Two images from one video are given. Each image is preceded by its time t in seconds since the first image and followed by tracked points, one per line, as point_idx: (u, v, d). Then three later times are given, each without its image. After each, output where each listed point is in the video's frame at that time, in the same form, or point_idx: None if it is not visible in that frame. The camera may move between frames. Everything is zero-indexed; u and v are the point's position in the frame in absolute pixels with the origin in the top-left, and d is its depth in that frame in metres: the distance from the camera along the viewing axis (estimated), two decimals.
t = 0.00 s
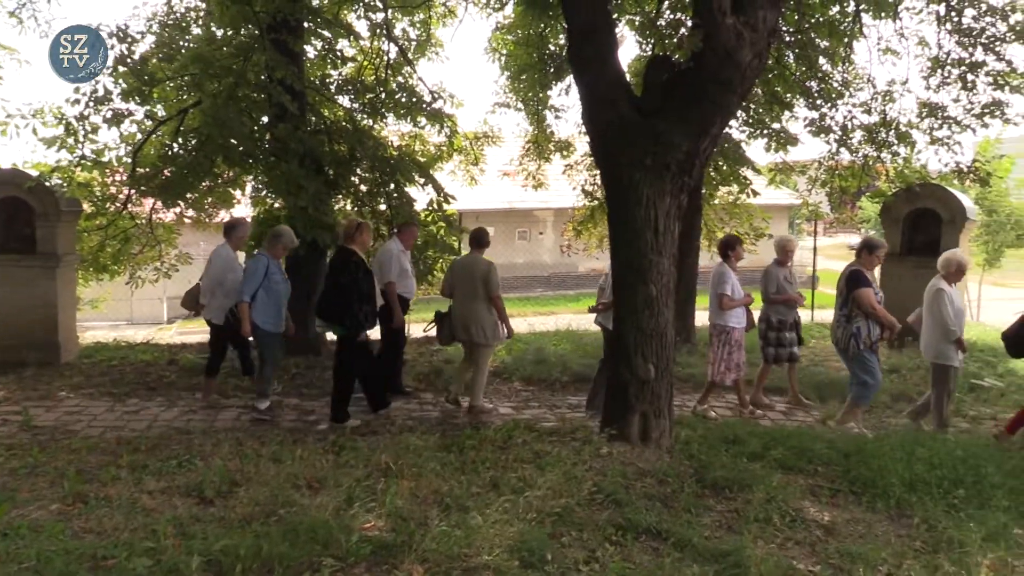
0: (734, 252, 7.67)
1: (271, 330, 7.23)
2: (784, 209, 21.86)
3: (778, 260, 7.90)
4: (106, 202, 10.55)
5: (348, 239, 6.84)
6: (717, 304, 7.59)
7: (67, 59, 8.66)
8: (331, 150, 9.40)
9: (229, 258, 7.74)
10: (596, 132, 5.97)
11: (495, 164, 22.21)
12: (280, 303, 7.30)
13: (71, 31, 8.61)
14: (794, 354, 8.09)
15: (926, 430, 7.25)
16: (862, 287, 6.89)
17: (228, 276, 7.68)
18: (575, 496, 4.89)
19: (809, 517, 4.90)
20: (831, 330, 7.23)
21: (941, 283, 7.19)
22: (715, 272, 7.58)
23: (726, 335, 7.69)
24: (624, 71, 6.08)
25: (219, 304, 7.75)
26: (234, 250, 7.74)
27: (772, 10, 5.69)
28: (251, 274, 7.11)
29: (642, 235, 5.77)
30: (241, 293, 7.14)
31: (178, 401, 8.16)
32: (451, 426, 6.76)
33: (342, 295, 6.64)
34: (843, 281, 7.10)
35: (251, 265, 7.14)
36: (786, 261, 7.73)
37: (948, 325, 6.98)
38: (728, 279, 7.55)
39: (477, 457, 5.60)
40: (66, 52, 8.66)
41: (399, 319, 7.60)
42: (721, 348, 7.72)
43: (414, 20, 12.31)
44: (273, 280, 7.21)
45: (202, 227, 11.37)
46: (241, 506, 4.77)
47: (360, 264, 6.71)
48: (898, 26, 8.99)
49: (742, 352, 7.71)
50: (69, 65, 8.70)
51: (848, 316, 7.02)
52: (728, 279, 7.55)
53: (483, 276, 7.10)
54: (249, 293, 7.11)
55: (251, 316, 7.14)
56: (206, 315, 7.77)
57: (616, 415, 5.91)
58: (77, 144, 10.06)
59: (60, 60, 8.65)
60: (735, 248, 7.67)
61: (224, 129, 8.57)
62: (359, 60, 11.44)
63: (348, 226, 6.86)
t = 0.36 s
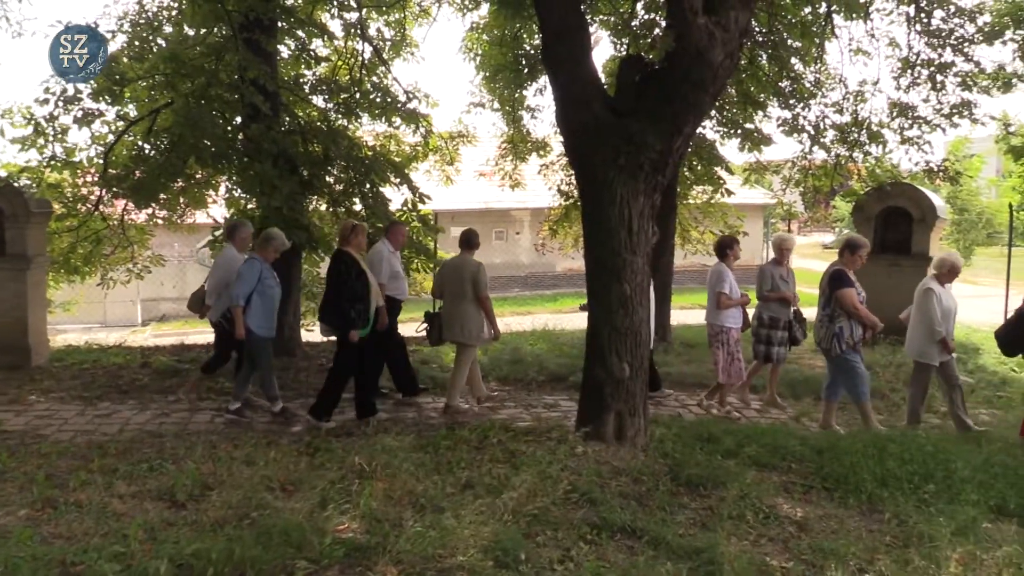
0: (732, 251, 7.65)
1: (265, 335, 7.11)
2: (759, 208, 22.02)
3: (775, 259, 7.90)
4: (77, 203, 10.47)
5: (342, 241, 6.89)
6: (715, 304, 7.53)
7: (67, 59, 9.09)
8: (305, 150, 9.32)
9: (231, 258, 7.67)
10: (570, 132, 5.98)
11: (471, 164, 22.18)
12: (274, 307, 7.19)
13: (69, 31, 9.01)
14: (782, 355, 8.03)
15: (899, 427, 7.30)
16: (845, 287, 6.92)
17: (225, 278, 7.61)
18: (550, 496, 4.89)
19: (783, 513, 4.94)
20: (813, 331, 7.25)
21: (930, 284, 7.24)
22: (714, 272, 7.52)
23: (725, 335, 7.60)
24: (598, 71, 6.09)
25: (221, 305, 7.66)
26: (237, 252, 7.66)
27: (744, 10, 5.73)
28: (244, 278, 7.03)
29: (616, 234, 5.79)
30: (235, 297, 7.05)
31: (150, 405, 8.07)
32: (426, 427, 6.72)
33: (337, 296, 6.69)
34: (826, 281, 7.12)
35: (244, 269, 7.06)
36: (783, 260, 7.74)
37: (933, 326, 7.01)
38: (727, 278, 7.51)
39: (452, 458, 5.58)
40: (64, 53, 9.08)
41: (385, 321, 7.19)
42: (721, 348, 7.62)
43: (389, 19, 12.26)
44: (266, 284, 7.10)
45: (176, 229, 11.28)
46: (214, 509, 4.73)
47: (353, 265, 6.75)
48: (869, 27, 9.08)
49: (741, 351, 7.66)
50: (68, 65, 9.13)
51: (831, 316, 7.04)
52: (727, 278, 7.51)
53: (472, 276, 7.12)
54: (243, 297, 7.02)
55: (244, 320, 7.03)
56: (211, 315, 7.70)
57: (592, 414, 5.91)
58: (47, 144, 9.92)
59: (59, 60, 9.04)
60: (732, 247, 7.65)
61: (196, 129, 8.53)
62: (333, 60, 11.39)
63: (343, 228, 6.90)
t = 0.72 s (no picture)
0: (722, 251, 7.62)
1: (258, 337, 7.08)
2: (731, 205, 22.17)
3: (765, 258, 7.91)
4: (44, 202, 10.37)
5: (337, 239, 6.84)
6: (706, 303, 7.49)
7: (67, 59, 9.14)
8: (276, 149, 9.24)
9: (224, 257, 7.60)
10: (542, 130, 5.98)
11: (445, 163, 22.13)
12: (265, 309, 7.15)
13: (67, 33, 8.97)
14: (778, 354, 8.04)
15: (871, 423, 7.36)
16: (837, 288, 6.84)
17: (217, 276, 7.54)
18: (523, 494, 4.91)
19: (754, 508, 4.98)
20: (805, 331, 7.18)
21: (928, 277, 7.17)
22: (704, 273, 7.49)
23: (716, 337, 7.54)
24: (569, 69, 6.09)
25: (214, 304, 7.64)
26: (229, 250, 7.58)
27: (713, 8, 5.75)
28: (235, 281, 6.95)
29: (587, 233, 5.80)
30: (227, 299, 6.99)
31: (119, 407, 7.97)
32: (400, 427, 6.69)
33: (331, 293, 6.66)
34: (819, 281, 7.05)
35: (235, 272, 6.98)
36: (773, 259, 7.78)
37: (932, 321, 6.94)
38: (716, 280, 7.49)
39: (426, 457, 5.57)
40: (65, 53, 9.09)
41: (383, 323, 7.43)
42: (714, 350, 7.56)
43: (361, 18, 12.20)
44: (258, 285, 7.06)
45: (146, 229, 11.17)
46: (184, 512, 4.68)
47: (347, 262, 6.72)
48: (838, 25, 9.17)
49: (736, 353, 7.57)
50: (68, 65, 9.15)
51: (823, 317, 6.99)
52: (718, 279, 7.48)
53: (462, 273, 7.12)
54: (236, 300, 6.97)
55: (238, 323, 6.99)
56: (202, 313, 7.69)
57: (565, 412, 5.92)
58: (13, 144, 9.77)
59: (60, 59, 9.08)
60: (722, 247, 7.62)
61: (163, 128, 8.55)
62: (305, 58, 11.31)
63: (340, 225, 6.85)
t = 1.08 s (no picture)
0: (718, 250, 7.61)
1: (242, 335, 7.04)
2: (704, 203, 22.30)
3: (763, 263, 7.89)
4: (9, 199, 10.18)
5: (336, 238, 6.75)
6: (699, 301, 7.53)
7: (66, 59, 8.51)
8: (247, 145, 9.14)
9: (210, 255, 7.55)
10: (515, 127, 5.98)
11: (418, 160, 22.06)
12: (250, 307, 7.12)
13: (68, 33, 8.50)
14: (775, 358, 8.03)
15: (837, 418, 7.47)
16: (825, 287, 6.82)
17: (201, 273, 7.46)
18: (495, 491, 4.92)
19: (725, 504, 5.02)
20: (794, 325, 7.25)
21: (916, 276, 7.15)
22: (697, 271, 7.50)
23: (706, 335, 7.60)
24: (542, 65, 6.09)
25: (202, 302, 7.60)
26: (214, 248, 7.52)
27: (684, 7, 5.77)
28: (222, 277, 6.89)
29: (560, 230, 5.81)
30: (212, 296, 6.92)
31: (87, 406, 7.87)
32: (372, 425, 6.67)
33: (328, 293, 6.54)
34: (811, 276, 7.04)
35: (222, 268, 6.92)
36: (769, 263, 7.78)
37: (920, 316, 6.92)
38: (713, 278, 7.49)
39: (397, 455, 5.56)
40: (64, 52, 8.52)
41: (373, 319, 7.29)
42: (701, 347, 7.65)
43: (333, 13, 12.12)
44: (243, 282, 7.02)
45: (114, 226, 11.01)
46: (152, 512, 4.63)
47: (345, 261, 6.64)
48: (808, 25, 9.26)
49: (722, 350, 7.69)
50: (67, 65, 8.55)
51: (812, 313, 7.03)
52: (713, 278, 7.48)
53: (450, 271, 7.12)
54: (221, 297, 6.90)
55: (221, 321, 6.92)
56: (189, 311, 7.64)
57: (537, 409, 5.94)
58: None
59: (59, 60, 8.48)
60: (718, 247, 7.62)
61: (134, 126, 8.42)
62: (276, 53, 11.21)
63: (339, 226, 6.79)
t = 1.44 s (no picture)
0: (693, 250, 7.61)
1: (227, 333, 6.94)
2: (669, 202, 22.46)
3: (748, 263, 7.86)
4: None
5: (330, 236, 6.72)
6: (672, 301, 7.57)
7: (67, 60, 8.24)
8: (209, 142, 9.01)
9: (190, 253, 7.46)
10: (479, 125, 5.97)
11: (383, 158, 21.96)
12: (235, 305, 7.02)
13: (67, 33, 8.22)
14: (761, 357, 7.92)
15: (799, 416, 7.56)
16: (807, 286, 6.86)
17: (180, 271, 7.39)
18: (459, 490, 4.92)
19: (687, 501, 5.07)
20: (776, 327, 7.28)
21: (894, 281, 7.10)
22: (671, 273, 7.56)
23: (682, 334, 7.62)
24: (506, 64, 6.09)
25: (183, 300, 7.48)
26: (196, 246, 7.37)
27: (648, 7, 5.80)
28: (206, 275, 6.79)
29: (524, 229, 5.81)
30: (195, 293, 6.81)
31: (43, 407, 7.72)
32: (337, 425, 6.61)
33: (323, 292, 6.44)
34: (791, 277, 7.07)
35: (206, 266, 6.81)
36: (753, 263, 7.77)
37: (908, 320, 6.87)
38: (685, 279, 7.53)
39: (360, 455, 5.53)
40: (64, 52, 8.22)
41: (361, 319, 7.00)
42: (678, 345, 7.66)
43: (297, 10, 12.01)
44: (229, 280, 6.91)
45: (72, 224, 10.81)
46: (109, 514, 4.56)
47: (339, 259, 6.50)
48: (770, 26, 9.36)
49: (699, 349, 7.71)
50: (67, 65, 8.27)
51: (793, 313, 7.08)
52: (685, 278, 7.53)
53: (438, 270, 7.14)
54: (205, 294, 6.80)
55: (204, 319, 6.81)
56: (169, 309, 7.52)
57: (501, 408, 5.94)
58: None
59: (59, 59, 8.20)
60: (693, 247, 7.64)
61: (93, 122, 8.26)
62: (239, 49, 11.08)
63: (332, 224, 6.76)
